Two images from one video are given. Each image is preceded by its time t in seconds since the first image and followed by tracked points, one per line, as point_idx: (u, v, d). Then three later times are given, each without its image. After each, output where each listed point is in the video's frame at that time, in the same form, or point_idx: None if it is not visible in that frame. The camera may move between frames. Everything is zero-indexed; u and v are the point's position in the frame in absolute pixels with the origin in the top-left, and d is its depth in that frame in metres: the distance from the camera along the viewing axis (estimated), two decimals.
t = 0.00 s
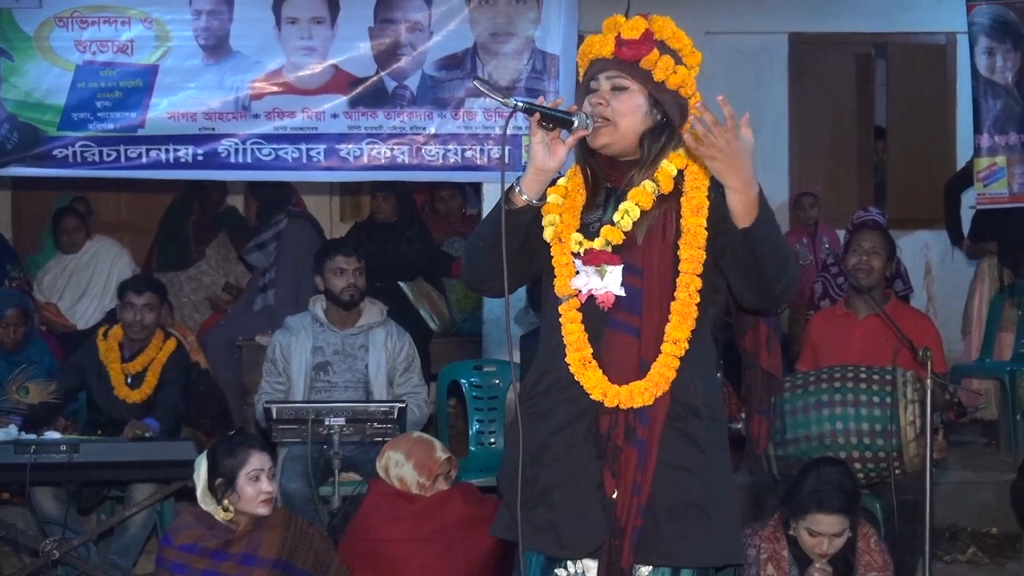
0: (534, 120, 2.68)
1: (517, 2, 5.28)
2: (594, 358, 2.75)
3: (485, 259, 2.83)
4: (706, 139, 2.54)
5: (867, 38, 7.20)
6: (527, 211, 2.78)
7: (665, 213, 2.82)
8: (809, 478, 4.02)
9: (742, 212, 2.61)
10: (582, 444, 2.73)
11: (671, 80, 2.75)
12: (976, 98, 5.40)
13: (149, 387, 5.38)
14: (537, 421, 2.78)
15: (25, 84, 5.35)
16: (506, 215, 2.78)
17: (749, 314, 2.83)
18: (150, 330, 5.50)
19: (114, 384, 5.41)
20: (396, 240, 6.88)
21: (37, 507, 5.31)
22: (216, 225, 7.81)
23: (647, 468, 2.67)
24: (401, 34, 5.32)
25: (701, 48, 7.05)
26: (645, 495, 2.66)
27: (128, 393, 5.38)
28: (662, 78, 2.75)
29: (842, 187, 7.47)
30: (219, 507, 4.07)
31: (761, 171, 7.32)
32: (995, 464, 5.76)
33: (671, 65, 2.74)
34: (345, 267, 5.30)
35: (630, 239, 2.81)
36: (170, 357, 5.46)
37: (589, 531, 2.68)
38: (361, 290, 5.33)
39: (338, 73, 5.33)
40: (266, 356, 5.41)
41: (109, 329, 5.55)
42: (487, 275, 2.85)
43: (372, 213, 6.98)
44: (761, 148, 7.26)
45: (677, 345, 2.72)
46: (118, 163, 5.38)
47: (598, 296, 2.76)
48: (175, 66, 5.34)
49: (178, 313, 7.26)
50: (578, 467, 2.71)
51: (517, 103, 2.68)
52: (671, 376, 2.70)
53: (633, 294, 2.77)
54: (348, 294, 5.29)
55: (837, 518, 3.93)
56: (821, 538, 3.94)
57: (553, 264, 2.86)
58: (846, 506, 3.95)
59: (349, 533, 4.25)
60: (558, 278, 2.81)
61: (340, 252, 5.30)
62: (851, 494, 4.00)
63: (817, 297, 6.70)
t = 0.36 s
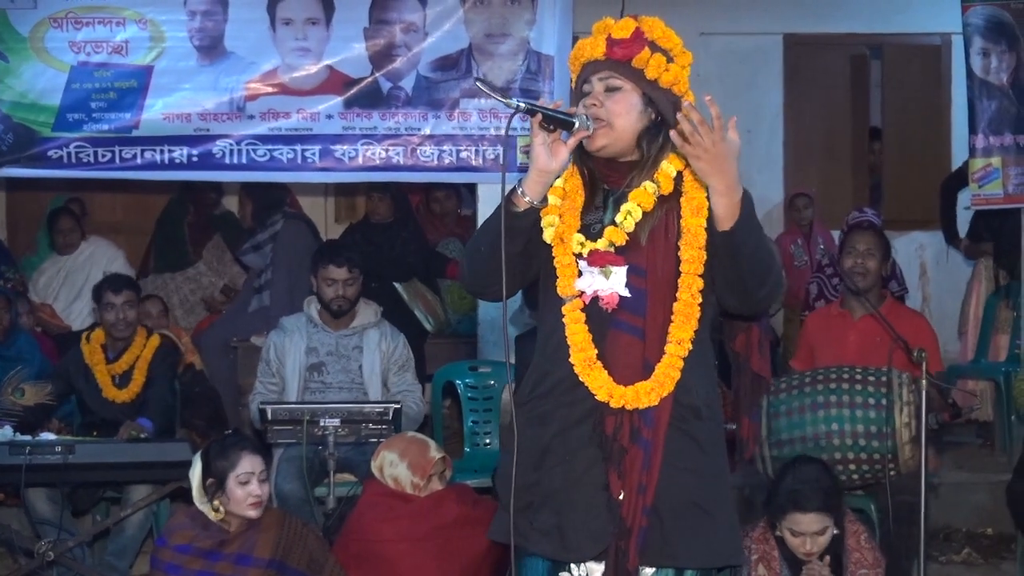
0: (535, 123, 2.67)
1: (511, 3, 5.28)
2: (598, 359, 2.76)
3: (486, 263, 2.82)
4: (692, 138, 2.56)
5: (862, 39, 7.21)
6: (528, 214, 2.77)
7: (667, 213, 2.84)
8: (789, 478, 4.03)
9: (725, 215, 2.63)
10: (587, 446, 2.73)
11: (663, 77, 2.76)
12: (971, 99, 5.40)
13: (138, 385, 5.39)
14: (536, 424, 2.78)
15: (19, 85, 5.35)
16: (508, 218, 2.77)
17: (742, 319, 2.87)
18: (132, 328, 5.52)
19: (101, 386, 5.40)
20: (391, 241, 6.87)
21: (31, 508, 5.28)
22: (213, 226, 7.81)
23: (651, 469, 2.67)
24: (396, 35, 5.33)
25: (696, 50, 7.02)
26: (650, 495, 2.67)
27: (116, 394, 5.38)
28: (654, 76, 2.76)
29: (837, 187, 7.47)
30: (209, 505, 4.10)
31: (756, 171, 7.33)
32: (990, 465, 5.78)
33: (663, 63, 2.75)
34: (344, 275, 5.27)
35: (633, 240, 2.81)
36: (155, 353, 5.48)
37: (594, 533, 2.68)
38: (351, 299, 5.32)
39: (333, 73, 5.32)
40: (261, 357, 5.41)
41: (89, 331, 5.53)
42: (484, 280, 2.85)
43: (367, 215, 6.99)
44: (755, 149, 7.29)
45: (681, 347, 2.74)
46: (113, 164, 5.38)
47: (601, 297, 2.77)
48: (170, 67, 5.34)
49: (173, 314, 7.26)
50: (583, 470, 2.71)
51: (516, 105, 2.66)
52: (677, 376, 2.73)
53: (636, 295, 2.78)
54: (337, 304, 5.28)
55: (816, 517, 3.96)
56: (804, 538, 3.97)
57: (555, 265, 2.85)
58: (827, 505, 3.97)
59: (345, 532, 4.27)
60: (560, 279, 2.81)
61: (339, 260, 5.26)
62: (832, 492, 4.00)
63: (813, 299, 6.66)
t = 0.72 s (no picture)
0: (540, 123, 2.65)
1: (508, 5, 5.28)
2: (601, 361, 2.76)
3: (488, 264, 2.79)
4: (701, 150, 2.58)
5: (858, 41, 7.19)
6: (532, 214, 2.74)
7: (670, 215, 2.84)
8: (789, 485, 4.03)
9: (734, 226, 2.66)
10: (592, 448, 2.75)
11: (669, 82, 2.79)
12: (968, 101, 5.40)
13: (130, 385, 5.40)
14: (538, 426, 2.77)
15: (16, 87, 5.36)
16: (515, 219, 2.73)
17: (741, 317, 2.87)
18: (119, 327, 5.52)
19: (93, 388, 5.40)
20: (389, 242, 6.89)
21: (30, 510, 5.30)
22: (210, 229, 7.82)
23: (656, 471, 2.69)
24: (394, 37, 5.33)
25: (693, 51, 7.05)
26: (654, 497, 2.69)
27: (108, 395, 5.38)
28: (661, 80, 2.79)
29: (835, 190, 7.47)
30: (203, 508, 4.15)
31: (754, 174, 7.33)
32: (986, 466, 5.80)
33: (672, 67, 2.79)
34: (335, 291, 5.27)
35: (637, 243, 2.82)
36: (145, 352, 5.49)
37: (599, 535, 2.70)
38: (342, 313, 5.32)
39: (330, 76, 5.33)
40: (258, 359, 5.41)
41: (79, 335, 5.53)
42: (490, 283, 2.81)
43: (366, 216, 7.03)
44: (754, 151, 7.28)
45: (685, 347, 2.75)
46: (110, 166, 5.37)
47: (604, 299, 2.77)
48: (167, 69, 5.34)
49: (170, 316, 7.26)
50: (588, 472, 2.73)
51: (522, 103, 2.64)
52: (682, 374, 2.74)
53: (640, 297, 2.78)
54: (327, 319, 5.28)
55: (818, 524, 3.95)
56: (805, 544, 3.97)
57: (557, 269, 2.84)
58: (828, 512, 3.97)
59: (339, 532, 4.27)
60: (563, 282, 2.81)
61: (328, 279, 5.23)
62: (833, 498, 4.00)
63: (809, 300, 6.66)
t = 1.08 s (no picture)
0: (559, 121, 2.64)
1: (507, 5, 5.27)
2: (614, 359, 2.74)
3: (498, 264, 2.76)
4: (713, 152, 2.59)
5: (858, 41, 7.20)
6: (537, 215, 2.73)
7: (681, 216, 2.84)
8: (788, 486, 4.02)
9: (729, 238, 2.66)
10: (601, 447, 2.72)
11: (671, 78, 2.79)
12: (967, 101, 5.41)
13: (129, 385, 5.39)
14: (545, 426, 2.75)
15: (14, 87, 5.37)
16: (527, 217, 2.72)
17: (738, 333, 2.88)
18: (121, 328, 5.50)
19: (93, 388, 5.39)
20: (387, 241, 6.88)
21: (28, 510, 5.28)
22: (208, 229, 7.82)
23: (666, 471, 2.67)
24: (392, 37, 5.33)
25: (691, 51, 7.05)
26: (664, 497, 2.67)
27: (108, 395, 5.37)
28: (663, 78, 2.78)
29: (834, 190, 7.46)
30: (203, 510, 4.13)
31: (752, 172, 7.32)
32: (985, 466, 5.80)
33: (673, 64, 2.78)
34: (323, 286, 5.25)
35: (650, 241, 2.81)
36: (145, 353, 5.46)
37: (609, 535, 2.68)
38: (329, 309, 5.29)
39: (328, 75, 5.33)
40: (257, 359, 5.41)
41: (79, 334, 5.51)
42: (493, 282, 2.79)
43: (364, 216, 7.02)
44: (752, 152, 7.28)
45: (696, 348, 2.76)
46: (108, 166, 5.37)
47: (617, 298, 2.76)
48: (165, 69, 5.34)
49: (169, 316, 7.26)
50: (595, 471, 2.71)
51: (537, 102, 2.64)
52: (692, 376, 2.75)
53: (653, 296, 2.78)
54: (316, 314, 5.29)
55: (819, 527, 3.97)
56: (806, 546, 3.98)
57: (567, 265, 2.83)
58: (829, 514, 3.98)
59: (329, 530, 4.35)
60: (575, 278, 2.79)
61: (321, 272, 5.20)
62: (833, 500, 4.01)
63: (808, 300, 6.66)
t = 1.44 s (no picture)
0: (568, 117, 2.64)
1: (506, 5, 5.27)
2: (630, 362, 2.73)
3: (507, 263, 2.69)
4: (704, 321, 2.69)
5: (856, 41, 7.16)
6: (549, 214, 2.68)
7: (689, 220, 2.84)
8: (794, 488, 4.03)
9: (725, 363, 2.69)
10: (617, 450, 2.71)
11: (675, 81, 2.81)
12: (965, 101, 5.41)
13: (135, 391, 5.40)
14: (557, 427, 2.73)
15: (13, 87, 5.37)
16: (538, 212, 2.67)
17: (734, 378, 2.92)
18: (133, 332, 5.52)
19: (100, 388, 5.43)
20: (386, 241, 6.88)
21: (26, 510, 5.30)
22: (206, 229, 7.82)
23: (679, 474, 2.70)
24: (390, 37, 5.33)
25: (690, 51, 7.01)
26: (678, 498, 2.70)
27: (114, 395, 5.40)
28: (665, 80, 2.80)
29: (832, 190, 7.47)
30: (201, 509, 4.17)
31: (750, 171, 7.31)
32: (984, 466, 5.81)
33: (678, 67, 2.80)
34: (319, 278, 5.28)
35: (664, 243, 2.81)
36: (156, 359, 5.48)
37: (623, 538, 2.68)
38: (324, 302, 5.32)
39: (326, 75, 5.33)
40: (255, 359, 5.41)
41: (93, 334, 5.56)
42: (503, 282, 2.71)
43: (363, 216, 7.01)
44: (750, 153, 7.28)
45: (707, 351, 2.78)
46: (106, 166, 5.37)
47: (632, 301, 2.75)
48: (164, 69, 5.34)
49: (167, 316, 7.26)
50: (607, 473, 2.70)
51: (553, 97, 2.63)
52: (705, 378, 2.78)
53: (668, 300, 2.76)
54: (311, 307, 5.31)
55: (822, 527, 3.97)
56: (808, 546, 3.98)
57: (579, 267, 2.79)
58: (833, 515, 3.98)
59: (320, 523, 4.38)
60: (589, 281, 2.76)
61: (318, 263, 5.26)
62: (838, 502, 4.01)
63: (806, 300, 6.66)
